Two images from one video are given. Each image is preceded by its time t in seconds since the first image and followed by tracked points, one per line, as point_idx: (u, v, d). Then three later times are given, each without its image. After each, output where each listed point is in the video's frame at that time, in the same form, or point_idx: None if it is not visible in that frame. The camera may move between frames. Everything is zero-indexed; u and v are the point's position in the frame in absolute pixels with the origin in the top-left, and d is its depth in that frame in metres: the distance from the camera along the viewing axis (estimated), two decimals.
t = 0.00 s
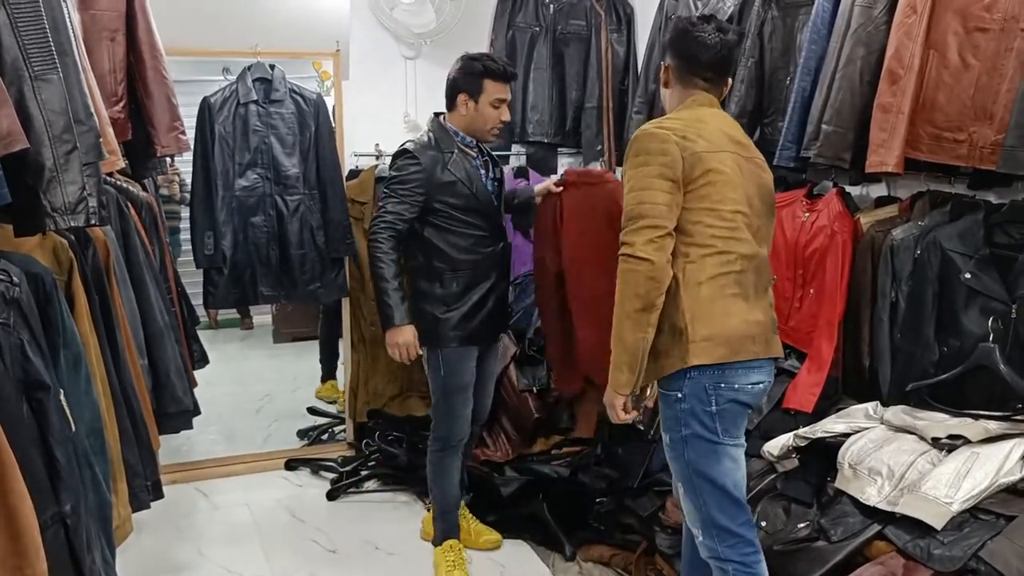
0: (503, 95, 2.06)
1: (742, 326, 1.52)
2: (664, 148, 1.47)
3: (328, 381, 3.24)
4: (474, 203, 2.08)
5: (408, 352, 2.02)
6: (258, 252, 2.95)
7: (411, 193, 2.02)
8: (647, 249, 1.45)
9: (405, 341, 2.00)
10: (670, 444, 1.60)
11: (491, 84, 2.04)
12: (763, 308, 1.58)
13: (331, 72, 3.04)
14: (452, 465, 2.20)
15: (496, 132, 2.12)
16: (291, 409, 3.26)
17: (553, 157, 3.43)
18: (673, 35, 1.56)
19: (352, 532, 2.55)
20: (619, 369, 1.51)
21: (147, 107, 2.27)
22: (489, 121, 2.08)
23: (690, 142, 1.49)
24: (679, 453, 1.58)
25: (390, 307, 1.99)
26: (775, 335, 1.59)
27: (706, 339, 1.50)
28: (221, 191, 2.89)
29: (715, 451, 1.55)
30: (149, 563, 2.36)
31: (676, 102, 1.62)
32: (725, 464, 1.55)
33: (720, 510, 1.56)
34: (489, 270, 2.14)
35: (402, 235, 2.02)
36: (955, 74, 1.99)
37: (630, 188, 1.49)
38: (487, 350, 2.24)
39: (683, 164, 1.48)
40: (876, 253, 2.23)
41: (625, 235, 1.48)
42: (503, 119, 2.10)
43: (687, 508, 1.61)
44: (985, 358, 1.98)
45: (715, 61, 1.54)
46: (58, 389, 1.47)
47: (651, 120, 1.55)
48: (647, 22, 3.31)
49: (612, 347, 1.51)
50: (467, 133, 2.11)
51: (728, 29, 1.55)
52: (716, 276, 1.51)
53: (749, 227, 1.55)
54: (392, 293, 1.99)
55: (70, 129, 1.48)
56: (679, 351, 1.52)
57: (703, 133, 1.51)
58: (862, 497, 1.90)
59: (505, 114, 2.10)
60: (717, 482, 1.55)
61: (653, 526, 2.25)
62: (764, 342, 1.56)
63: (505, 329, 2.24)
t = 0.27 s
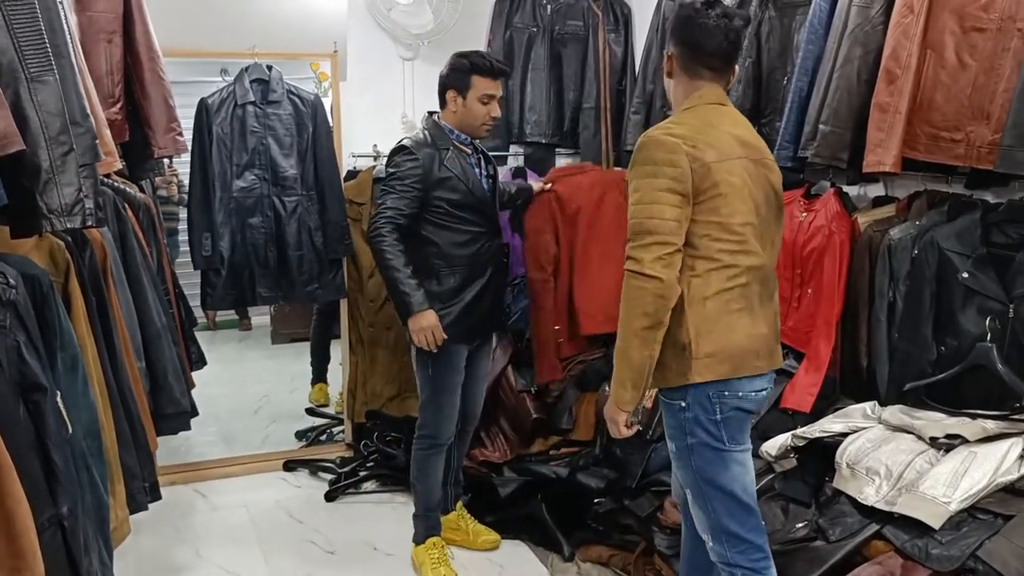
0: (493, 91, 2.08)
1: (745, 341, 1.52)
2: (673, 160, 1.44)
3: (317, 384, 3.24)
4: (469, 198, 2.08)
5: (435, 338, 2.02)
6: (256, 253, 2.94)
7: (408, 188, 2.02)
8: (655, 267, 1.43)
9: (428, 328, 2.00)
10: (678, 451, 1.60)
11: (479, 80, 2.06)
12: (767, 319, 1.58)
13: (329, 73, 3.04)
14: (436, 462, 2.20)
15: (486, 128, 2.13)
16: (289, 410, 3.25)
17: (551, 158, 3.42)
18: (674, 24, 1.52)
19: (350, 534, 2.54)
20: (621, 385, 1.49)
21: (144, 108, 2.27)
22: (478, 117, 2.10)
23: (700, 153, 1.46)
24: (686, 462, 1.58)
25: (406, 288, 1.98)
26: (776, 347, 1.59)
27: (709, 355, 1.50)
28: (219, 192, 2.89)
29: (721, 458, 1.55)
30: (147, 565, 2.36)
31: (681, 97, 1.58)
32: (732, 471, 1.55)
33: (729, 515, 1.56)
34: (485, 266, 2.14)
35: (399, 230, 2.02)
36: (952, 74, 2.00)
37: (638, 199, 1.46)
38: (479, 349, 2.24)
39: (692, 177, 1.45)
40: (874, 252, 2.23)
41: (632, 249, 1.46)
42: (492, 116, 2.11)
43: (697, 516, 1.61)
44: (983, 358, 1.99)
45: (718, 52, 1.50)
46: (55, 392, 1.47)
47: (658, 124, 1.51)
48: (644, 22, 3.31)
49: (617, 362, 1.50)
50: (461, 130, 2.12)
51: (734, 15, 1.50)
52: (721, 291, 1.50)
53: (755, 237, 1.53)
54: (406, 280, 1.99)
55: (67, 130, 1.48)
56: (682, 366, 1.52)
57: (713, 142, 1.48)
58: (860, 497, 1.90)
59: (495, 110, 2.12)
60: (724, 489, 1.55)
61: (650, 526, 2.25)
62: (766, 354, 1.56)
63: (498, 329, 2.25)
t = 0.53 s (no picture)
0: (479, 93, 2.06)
1: (752, 360, 1.45)
2: (690, 173, 1.35)
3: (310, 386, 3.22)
4: (455, 201, 2.08)
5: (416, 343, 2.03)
6: (249, 255, 2.94)
7: (393, 192, 2.02)
8: (670, 287, 1.35)
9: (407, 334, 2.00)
10: (676, 457, 1.55)
11: (463, 81, 2.04)
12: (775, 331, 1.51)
13: (322, 75, 3.02)
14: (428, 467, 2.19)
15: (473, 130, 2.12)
16: (284, 412, 3.25)
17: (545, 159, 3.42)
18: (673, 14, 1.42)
19: (345, 536, 2.54)
20: (629, 403, 1.43)
21: (136, 110, 2.26)
22: (462, 118, 2.09)
23: (718, 165, 1.37)
24: (685, 469, 1.52)
25: (391, 290, 1.99)
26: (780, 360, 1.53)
27: (714, 372, 1.43)
28: (212, 194, 2.88)
29: (721, 466, 1.49)
30: (141, 568, 2.35)
31: (691, 91, 1.46)
32: (732, 478, 1.49)
33: (729, 522, 1.51)
34: (471, 269, 2.14)
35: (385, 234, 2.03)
36: (943, 74, 2.00)
37: (651, 212, 1.37)
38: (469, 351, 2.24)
39: (709, 191, 1.36)
40: (867, 253, 2.22)
41: (644, 265, 1.38)
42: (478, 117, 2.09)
43: (695, 521, 1.57)
44: (976, 358, 2.00)
45: (726, 43, 1.39)
46: (47, 396, 1.46)
47: (670, 129, 1.41)
48: (638, 23, 3.32)
49: (624, 379, 1.43)
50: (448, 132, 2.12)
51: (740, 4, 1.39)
52: (731, 308, 1.43)
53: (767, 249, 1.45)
54: (390, 288, 2.00)
55: (58, 133, 1.48)
56: (685, 383, 1.45)
57: (731, 152, 1.39)
58: (854, 497, 1.90)
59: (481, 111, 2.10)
60: (724, 497, 1.50)
61: (645, 527, 2.26)
62: (770, 370, 1.50)
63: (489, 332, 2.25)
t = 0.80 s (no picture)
0: (438, 83, 2.05)
1: (757, 377, 1.41)
2: (704, 184, 1.29)
3: (295, 391, 3.23)
4: (432, 207, 2.06)
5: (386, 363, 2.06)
6: (243, 258, 2.93)
7: (371, 202, 2.02)
8: (681, 302, 1.31)
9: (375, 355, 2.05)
10: (676, 466, 1.51)
11: (423, 75, 2.05)
12: (783, 343, 1.45)
13: (314, 77, 3.03)
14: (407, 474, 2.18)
15: (441, 122, 2.08)
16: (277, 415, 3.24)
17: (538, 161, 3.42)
18: (677, 11, 1.36)
19: (339, 540, 2.53)
20: (635, 419, 1.38)
21: (129, 114, 2.26)
22: (427, 112, 2.08)
23: (733, 175, 1.31)
24: (686, 478, 1.49)
25: (364, 300, 2.02)
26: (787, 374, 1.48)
27: (720, 387, 1.39)
28: (205, 198, 2.88)
29: (722, 476, 1.46)
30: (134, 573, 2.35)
31: (700, 90, 1.40)
32: (733, 489, 1.46)
33: (729, 534, 1.48)
34: (451, 276, 2.13)
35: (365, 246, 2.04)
36: (934, 76, 2.01)
37: (662, 222, 1.32)
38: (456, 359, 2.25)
39: (722, 202, 1.31)
40: (859, 254, 2.24)
41: (655, 277, 1.33)
42: (445, 109, 2.07)
43: (694, 530, 1.53)
44: (968, 358, 1.99)
45: (735, 38, 1.34)
46: (38, 400, 1.46)
47: (681, 134, 1.35)
48: (630, 26, 3.33)
49: (631, 394, 1.38)
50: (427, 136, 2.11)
51: None
52: (739, 321, 1.38)
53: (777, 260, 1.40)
54: (367, 305, 2.02)
55: (49, 138, 1.48)
56: (689, 399, 1.40)
57: (744, 160, 1.33)
58: (848, 498, 1.90)
59: (449, 103, 2.08)
60: (724, 508, 1.46)
61: (639, 528, 2.27)
62: (776, 384, 1.45)
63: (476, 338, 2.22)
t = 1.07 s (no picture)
0: (389, 83, 2.02)
1: (757, 388, 1.39)
2: (710, 194, 1.26)
3: (282, 398, 3.17)
4: (388, 219, 2.03)
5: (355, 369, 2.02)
6: (232, 264, 2.95)
7: (328, 216, 2.01)
8: (689, 315, 1.27)
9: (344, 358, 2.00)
10: (674, 476, 1.49)
11: (378, 78, 2.02)
12: (782, 354, 1.43)
13: (303, 83, 3.02)
14: (379, 489, 2.17)
15: (396, 123, 2.03)
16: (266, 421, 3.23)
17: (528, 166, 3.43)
18: (675, 12, 1.33)
19: (329, 546, 2.53)
20: (638, 437, 1.34)
21: (116, 120, 2.26)
22: (381, 114, 2.04)
23: (738, 184, 1.28)
24: (685, 487, 1.47)
25: (326, 315, 2.00)
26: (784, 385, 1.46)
27: (721, 400, 1.36)
28: (193, 204, 2.88)
29: (722, 486, 1.44)
30: None
31: (699, 95, 1.37)
32: (733, 499, 1.45)
33: (727, 545, 1.46)
34: (418, 292, 2.07)
35: (326, 260, 2.03)
36: (919, 81, 2.02)
37: (667, 233, 1.28)
38: (427, 373, 2.24)
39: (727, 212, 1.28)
40: (846, 258, 2.25)
41: (660, 289, 1.29)
42: (399, 110, 2.03)
43: (691, 539, 1.52)
44: (955, 362, 2.00)
45: (737, 39, 1.32)
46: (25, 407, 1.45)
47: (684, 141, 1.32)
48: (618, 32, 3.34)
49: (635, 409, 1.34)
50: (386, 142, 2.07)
51: None
52: (741, 333, 1.36)
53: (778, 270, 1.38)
54: (329, 314, 2.01)
55: (35, 144, 1.48)
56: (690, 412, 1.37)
57: (748, 169, 1.30)
58: (835, 501, 1.91)
59: (402, 103, 2.03)
60: (724, 518, 1.45)
61: (628, 532, 2.27)
62: (775, 395, 1.44)
63: (446, 352, 2.18)
